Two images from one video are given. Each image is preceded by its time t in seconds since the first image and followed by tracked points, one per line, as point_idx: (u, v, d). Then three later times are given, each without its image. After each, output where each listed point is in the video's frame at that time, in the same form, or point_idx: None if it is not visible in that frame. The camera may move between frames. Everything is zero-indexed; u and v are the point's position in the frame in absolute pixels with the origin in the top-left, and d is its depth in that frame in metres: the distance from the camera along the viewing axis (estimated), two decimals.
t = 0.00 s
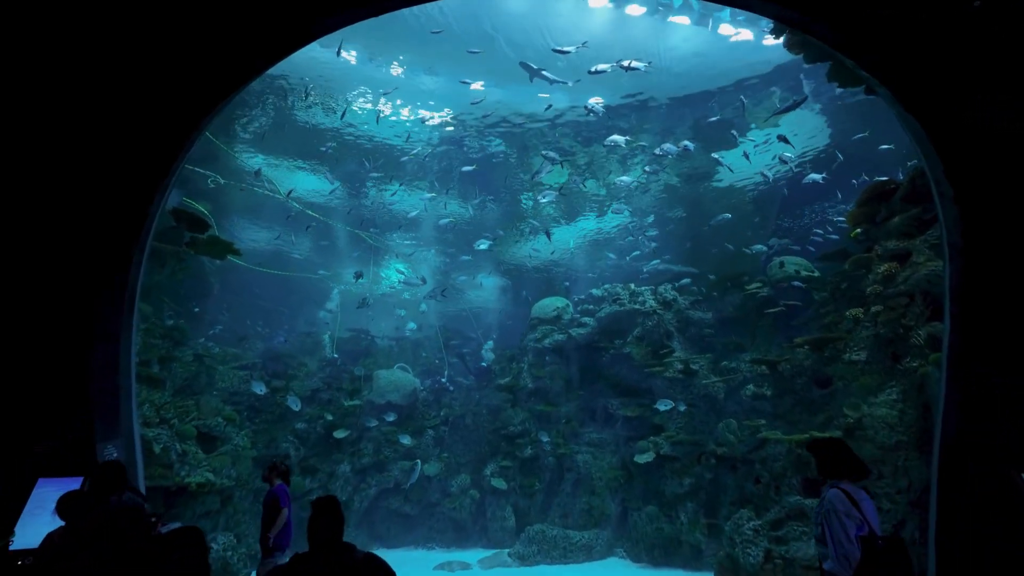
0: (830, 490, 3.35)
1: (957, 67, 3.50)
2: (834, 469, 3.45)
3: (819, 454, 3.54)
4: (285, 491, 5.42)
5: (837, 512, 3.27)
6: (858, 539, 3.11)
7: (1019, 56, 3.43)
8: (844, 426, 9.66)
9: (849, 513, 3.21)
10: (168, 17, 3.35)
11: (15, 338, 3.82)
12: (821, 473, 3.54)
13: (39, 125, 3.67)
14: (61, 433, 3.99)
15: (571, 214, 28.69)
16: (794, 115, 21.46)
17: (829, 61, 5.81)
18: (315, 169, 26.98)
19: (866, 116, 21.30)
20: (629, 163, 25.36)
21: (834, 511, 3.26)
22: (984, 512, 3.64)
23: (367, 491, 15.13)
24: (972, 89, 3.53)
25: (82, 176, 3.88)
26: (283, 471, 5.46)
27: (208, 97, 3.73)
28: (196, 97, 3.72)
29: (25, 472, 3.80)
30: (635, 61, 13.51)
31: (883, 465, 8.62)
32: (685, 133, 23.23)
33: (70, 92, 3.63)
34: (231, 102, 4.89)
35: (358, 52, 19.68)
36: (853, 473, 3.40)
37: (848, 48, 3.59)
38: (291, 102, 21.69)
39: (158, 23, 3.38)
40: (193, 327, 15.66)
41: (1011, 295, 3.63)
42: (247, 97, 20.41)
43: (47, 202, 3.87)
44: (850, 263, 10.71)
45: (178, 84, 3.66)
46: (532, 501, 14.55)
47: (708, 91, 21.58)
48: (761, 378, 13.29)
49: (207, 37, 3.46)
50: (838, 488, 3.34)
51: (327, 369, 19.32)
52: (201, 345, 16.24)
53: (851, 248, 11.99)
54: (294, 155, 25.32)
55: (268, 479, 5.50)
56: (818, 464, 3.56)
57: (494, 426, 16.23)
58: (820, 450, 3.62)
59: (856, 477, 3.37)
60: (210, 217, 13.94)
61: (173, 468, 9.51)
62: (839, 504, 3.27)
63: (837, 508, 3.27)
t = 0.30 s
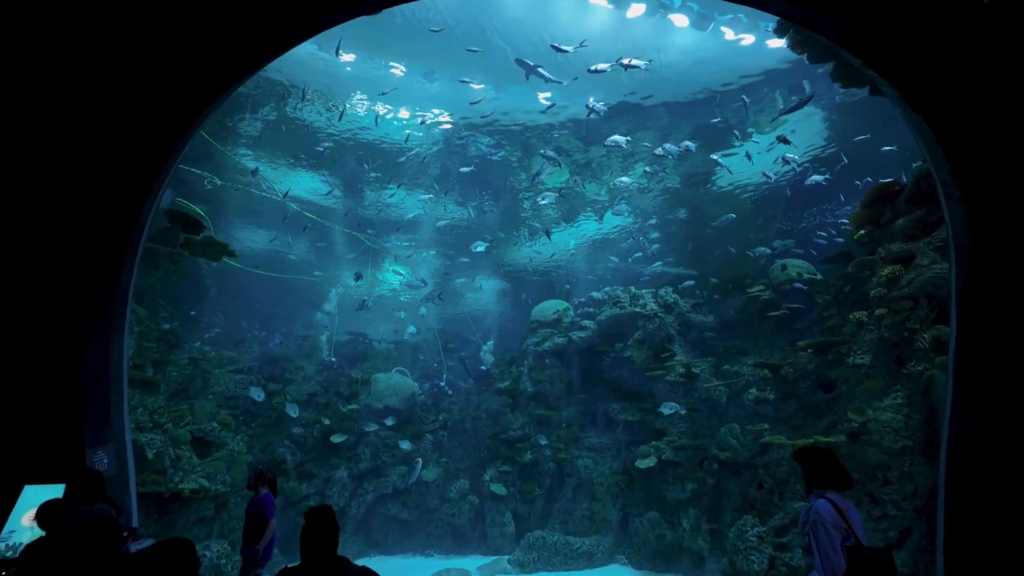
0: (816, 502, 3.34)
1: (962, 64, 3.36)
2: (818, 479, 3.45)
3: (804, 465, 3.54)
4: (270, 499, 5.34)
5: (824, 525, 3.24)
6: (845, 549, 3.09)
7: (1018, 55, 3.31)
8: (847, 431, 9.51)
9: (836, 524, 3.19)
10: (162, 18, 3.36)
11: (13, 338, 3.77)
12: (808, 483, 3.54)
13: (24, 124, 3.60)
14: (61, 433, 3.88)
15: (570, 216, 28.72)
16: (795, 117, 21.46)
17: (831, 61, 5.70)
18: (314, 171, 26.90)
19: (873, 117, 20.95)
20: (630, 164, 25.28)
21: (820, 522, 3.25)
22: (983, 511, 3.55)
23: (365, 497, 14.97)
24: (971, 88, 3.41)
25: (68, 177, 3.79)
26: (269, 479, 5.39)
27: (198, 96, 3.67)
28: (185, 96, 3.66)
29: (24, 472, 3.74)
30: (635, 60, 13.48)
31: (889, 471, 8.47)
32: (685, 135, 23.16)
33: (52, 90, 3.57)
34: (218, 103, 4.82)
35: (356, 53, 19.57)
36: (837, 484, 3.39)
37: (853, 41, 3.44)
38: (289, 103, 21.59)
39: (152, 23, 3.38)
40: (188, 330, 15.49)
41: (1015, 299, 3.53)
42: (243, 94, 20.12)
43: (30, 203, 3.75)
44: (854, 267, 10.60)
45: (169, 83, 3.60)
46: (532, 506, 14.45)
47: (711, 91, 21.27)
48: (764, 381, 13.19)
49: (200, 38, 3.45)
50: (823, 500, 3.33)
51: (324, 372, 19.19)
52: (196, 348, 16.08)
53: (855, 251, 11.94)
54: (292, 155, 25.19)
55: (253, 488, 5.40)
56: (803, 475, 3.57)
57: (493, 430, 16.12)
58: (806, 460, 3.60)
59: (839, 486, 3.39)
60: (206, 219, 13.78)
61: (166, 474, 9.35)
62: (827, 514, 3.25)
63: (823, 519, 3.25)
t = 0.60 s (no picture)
0: (803, 504, 3.48)
1: (963, 64, 3.17)
2: (808, 484, 3.60)
3: (795, 470, 3.70)
4: (255, 509, 5.20)
5: (811, 528, 3.38)
6: (829, 551, 3.24)
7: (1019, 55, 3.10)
8: (851, 435, 9.39)
9: (822, 527, 3.33)
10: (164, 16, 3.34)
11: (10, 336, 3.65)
12: (796, 487, 3.70)
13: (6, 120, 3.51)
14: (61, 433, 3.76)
15: (571, 219, 28.80)
16: (799, 118, 21.44)
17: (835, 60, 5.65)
18: (313, 173, 26.89)
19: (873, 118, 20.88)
20: (631, 165, 25.24)
21: (808, 526, 3.38)
22: (981, 511, 3.33)
23: (363, 503, 14.83)
24: (969, 86, 3.20)
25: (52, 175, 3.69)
26: (256, 487, 5.27)
27: (195, 93, 3.60)
28: (183, 93, 3.59)
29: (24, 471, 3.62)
30: (635, 57, 13.42)
31: (895, 476, 8.38)
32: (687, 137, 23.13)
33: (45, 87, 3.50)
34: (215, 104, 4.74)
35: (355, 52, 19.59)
36: (819, 488, 3.58)
37: (856, 37, 3.30)
38: (287, 105, 21.55)
39: (155, 23, 3.36)
40: (184, 334, 15.38)
41: None
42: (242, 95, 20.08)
43: (20, 203, 3.65)
44: (859, 268, 10.65)
45: (167, 80, 3.55)
46: (533, 512, 14.44)
47: (711, 96, 21.57)
48: (767, 385, 12.97)
49: (199, 35, 3.39)
50: (810, 503, 3.48)
51: (322, 375, 19.08)
52: (193, 351, 15.97)
53: (859, 253, 11.90)
54: (291, 157, 25.13)
55: (238, 496, 5.24)
56: (791, 480, 3.72)
57: (493, 435, 16.02)
58: (795, 467, 3.75)
59: (826, 491, 3.54)
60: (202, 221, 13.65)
61: (160, 479, 9.23)
62: (814, 517, 3.40)
63: (810, 523, 3.39)
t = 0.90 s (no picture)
0: (796, 505, 3.47)
1: (963, 63, 3.08)
2: (798, 485, 3.59)
3: (782, 473, 3.69)
4: (239, 517, 5.11)
5: (804, 528, 3.38)
6: (822, 553, 3.24)
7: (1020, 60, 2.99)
8: (857, 439, 9.29)
9: (815, 529, 3.34)
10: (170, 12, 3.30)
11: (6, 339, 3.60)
12: (785, 489, 3.69)
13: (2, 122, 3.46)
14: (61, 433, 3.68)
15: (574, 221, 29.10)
16: (801, 121, 21.36)
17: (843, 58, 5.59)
18: (314, 175, 26.89)
19: (879, 117, 20.43)
20: (632, 167, 25.21)
21: (801, 527, 3.38)
22: (984, 510, 3.23)
23: (361, 508, 14.66)
24: (971, 87, 3.10)
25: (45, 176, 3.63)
26: (241, 494, 5.18)
27: (193, 91, 3.57)
28: (183, 90, 3.55)
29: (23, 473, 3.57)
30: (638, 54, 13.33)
31: (903, 481, 8.29)
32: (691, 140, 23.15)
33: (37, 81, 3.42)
34: (213, 103, 4.70)
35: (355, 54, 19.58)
36: (809, 488, 3.59)
37: (864, 35, 3.20)
38: (286, 107, 21.50)
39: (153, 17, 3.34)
40: (181, 336, 15.28)
41: None
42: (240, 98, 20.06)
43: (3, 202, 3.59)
44: (863, 270, 10.92)
45: (167, 77, 3.50)
46: (533, 517, 14.33)
47: (715, 96, 21.42)
48: (770, 389, 12.81)
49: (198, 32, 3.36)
50: (803, 503, 3.48)
51: (320, 378, 18.97)
52: (191, 354, 15.87)
53: (863, 255, 11.84)
54: (290, 158, 25.04)
55: (221, 503, 5.13)
56: (782, 484, 3.70)
57: (492, 439, 15.96)
58: (779, 467, 3.76)
59: (814, 490, 3.55)
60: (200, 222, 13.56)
61: (155, 484, 9.11)
62: (808, 518, 3.39)
63: (803, 524, 3.39)
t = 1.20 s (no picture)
0: (789, 510, 3.41)
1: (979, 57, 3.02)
2: (788, 490, 3.52)
3: (771, 477, 3.61)
4: (219, 524, 5.00)
5: (798, 533, 3.29)
6: (818, 558, 3.15)
7: None
8: (864, 443, 9.18)
9: (810, 533, 3.25)
10: (176, 11, 3.40)
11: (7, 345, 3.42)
12: (777, 494, 3.62)
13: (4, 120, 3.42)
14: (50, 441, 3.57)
15: (574, 223, 29.41)
16: (804, 123, 21.09)
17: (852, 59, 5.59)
18: (314, 176, 26.92)
19: (881, 119, 20.29)
20: (633, 168, 25.20)
21: (796, 532, 3.29)
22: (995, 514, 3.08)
23: (360, 513, 14.30)
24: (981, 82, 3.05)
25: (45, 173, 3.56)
26: (223, 500, 5.08)
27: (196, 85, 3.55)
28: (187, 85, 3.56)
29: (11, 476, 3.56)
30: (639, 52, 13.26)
31: (910, 486, 8.19)
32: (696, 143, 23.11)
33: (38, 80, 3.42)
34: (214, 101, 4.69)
35: (357, 54, 19.16)
36: (801, 491, 3.52)
37: (874, 28, 3.15)
38: (284, 107, 21.44)
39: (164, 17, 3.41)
40: (178, 339, 15.20)
41: None
42: (239, 100, 20.02)
43: None
44: (868, 272, 11.05)
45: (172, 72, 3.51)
46: (534, 522, 14.15)
47: (725, 95, 20.82)
48: (775, 393, 12.80)
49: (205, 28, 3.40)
50: (796, 508, 3.41)
51: (319, 382, 18.85)
52: (189, 358, 15.77)
53: (865, 257, 11.82)
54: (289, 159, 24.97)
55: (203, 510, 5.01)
56: (774, 491, 3.62)
57: (491, 443, 16.03)
58: (770, 472, 3.69)
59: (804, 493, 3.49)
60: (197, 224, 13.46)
61: (150, 489, 8.97)
62: (802, 522, 3.32)
63: (798, 528, 3.31)
